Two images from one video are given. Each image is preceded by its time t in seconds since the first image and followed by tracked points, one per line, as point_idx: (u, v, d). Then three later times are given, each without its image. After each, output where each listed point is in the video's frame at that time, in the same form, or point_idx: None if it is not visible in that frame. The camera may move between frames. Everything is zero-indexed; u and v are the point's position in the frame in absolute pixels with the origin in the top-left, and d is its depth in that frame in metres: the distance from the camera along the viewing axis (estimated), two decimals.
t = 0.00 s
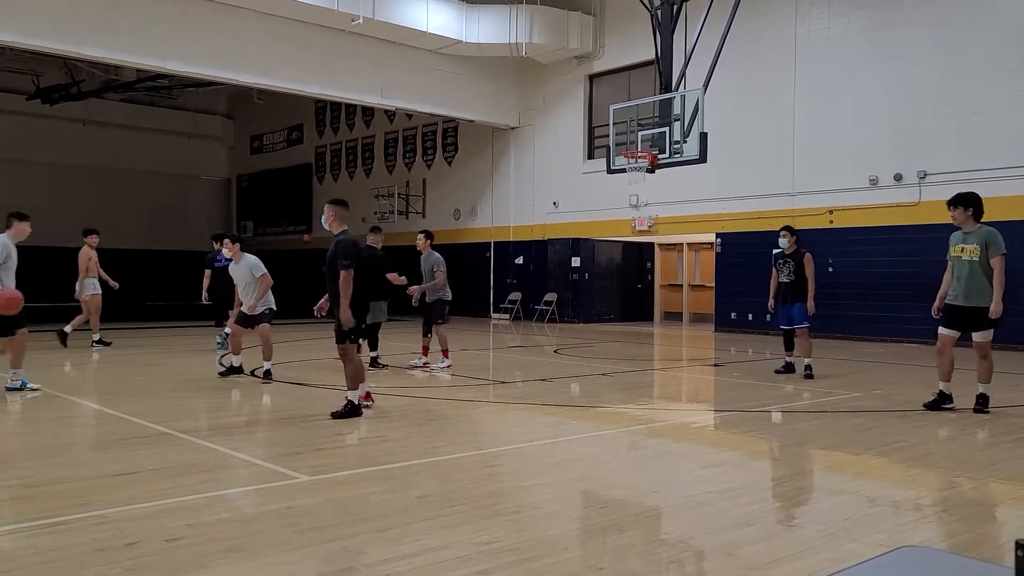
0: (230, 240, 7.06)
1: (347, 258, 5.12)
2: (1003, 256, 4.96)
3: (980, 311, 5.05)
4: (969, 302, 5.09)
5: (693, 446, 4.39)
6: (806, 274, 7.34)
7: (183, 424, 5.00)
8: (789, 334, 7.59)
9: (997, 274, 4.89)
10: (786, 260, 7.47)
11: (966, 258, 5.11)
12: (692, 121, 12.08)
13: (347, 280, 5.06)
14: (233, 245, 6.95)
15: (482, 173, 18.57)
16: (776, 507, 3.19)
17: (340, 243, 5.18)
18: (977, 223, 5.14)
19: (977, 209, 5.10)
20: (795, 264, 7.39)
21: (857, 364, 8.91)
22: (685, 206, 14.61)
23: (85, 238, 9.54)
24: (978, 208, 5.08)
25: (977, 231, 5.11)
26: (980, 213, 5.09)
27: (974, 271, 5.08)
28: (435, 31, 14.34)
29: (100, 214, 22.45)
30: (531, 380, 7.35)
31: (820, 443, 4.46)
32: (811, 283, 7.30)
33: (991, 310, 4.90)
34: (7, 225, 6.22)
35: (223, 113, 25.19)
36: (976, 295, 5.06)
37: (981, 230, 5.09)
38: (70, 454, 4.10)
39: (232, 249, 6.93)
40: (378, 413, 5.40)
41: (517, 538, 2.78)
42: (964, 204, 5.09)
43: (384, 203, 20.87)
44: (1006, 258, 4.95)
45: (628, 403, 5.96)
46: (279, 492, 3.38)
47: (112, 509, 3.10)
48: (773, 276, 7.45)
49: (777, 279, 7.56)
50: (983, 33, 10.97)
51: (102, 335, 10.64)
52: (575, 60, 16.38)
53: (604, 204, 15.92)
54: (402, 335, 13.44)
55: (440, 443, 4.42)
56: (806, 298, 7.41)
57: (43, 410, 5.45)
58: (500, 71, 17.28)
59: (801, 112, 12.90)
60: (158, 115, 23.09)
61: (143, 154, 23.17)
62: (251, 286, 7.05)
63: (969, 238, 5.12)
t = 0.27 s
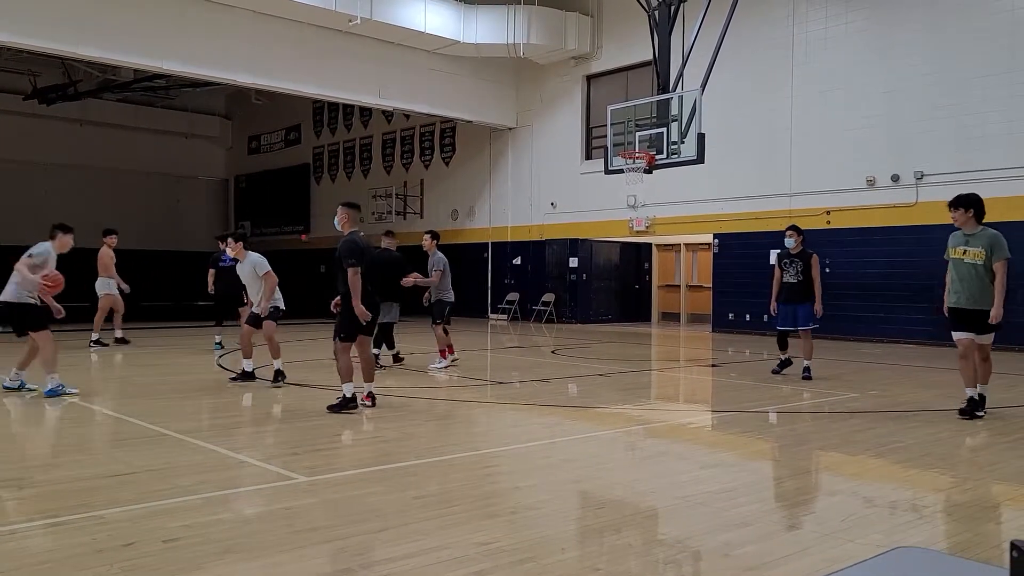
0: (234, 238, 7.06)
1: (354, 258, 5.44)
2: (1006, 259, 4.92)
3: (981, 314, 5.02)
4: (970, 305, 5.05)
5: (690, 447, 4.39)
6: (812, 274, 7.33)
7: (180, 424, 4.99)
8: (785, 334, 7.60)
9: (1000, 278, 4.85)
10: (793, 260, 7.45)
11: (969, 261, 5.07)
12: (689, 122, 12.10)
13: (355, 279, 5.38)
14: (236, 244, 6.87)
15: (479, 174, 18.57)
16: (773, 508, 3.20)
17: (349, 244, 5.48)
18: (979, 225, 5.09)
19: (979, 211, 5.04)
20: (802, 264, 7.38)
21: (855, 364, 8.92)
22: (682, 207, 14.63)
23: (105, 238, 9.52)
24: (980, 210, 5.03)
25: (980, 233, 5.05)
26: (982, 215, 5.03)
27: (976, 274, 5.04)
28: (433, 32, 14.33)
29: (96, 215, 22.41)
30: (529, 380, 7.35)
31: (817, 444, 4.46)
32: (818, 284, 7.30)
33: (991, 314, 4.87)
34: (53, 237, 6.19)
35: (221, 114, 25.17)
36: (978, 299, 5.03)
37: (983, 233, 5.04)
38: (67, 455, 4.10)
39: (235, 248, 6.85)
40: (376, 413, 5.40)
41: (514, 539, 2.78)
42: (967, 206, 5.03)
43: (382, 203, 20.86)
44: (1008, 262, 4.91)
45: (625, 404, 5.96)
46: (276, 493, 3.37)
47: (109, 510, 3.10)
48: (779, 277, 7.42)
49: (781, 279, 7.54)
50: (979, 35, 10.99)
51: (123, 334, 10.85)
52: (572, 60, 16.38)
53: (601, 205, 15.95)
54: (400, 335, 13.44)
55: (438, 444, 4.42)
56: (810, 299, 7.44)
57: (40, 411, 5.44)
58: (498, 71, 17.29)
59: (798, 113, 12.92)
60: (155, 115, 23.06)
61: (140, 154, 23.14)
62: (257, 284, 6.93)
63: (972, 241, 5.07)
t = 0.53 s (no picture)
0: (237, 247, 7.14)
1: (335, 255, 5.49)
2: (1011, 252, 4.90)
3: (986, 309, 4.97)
4: (976, 302, 4.99)
5: (689, 447, 4.38)
6: (813, 274, 7.32)
7: (177, 425, 4.97)
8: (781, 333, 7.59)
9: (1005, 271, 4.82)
10: (792, 259, 7.43)
11: (972, 257, 5.02)
12: (688, 122, 12.09)
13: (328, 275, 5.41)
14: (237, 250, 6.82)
15: (477, 173, 18.56)
16: (772, 508, 3.18)
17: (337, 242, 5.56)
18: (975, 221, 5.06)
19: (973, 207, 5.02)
20: (802, 264, 7.36)
21: (853, 364, 8.92)
22: (680, 207, 14.63)
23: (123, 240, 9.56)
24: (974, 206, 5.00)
25: (979, 229, 5.03)
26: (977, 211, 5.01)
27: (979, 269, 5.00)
28: (430, 31, 14.31)
29: (94, 214, 22.35)
30: (527, 380, 7.33)
31: (816, 445, 4.45)
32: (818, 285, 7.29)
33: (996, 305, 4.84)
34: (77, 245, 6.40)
35: (218, 113, 25.13)
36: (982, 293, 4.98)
37: (984, 228, 5.02)
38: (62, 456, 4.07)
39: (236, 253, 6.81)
40: (374, 414, 5.38)
41: (512, 540, 2.77)
42: (961, 203, 5.00)
43: (380, 203, 20.84)
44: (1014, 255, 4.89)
45: (623, 404, 5.95)
46: (274, 493, 3.36)
47: (105, 511, 3.08)
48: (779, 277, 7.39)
49: (781, 279, 7.51)
50: (977, 35, 11.00)
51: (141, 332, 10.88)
52: (570, 60, 16.37)
53: (598, 204, 15.95)
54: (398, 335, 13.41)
55: (436, 445, 4.41)
56: (811, 300, 7.43)
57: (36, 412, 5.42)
58: (496, 70, 17.27)
59: (796, 112, 12.92)
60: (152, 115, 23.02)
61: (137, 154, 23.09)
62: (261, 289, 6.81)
63: (973, 237, 5.04)
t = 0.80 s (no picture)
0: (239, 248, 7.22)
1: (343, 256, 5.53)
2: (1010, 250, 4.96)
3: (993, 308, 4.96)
4: (979, 300, 4.98)
5: (686, 448, 4.39)
6: (802, 276, 7.33)
7: (175, 425, 4.98)
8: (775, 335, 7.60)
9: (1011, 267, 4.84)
10: (781, 261, 7.45)
11: (972, 256, 5.02)
12: (685, 124, 12.11)
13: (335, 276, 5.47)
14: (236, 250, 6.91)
15: (475, 175, 18.57)
16: (768, 509, 3.20)
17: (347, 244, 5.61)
18: (969, 220, 5.10)
19: (967, 207, 5.06)
20: (791, 266, 7.38)
21: (850, 365, 8.94)
22: (678, 208, 14.66)
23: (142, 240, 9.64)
24: (968, 205, 5.04)
25: (976, 228, 5.06)
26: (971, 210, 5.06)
27: (981, 267, 4.99)
28: (428, 32, 14.33)
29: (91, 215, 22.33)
30: (524, 381, 7.34)
31: (811, 445, 4.47)
32: (807, 286, 7.30)
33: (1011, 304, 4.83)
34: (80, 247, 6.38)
35: (216, 114, 25.12)
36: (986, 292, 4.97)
37: (980, 227, 5.06)
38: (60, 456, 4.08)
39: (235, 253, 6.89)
40: (371, 415, 5.40)
41: (509, 540, 2.78)
42: (957, 203, 5.02)
43: (377, 204, 20.84)
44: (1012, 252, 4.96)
45: (620, 405, 5.97)
46: (272, 493, 3.37)
47: (103, 511, 3.09)
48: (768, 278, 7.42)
49: (770, 280, 7.54)
50: (973, 37, 11.03)
51: (159, 331, 10.96)
52: (568, 61, 16.38)
53: (596, 206, 15.97)
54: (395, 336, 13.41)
55: (433, 445, 4.42)
56: (798, 302, 7.45)
57: (33, 412, 5.42)
58: (494, 72, 17.28)
59: (793, 114, 12.95)
60: (150, 116, 23.01)
61: (134, 154, 23.08)
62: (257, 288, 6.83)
63: (971, 236, 5.05)
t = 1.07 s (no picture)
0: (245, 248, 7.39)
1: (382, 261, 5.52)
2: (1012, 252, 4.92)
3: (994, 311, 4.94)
4: (978, 304, 4.98)
5: (683, 448, 4.40)
6: (791, 275, 7.29)
7: (173, 426, 4.98)
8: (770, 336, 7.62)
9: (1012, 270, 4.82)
10: (772, 260, 7.45)
11: (972, 258, 5.00)
12: (682, 125, 12.12)
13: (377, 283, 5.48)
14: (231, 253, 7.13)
15: (473, 175, 18.58)
16: (766, 510, 3.20)
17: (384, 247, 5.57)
18: (973, 221, 5.09)
19: (971, 208, 5.05)
20: (781, 264, 7.37)
21: (847, 366, 8.95)
22: (676, 208, 14.67)
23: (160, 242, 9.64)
24: (972, 206, 5.03)
25: (978, 229, 5.04)
26: (974, 211, 5.04)
27: (982, 270, 4.98)
28: (426, 33, 14.32)
29: (88, 215, 22.30)
30: (522, 382, 7.35)
31: (809, 446, 4.47)
32: (795, 284, 7.25)
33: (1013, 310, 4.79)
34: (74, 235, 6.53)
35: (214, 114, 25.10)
36: (987, 295, 4.96)
37: (982, 228, 5.04)
38: (58, 457, 4.07)
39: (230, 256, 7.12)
40: (369, 415, 5.39)
41: (507, 541, 2.78)
42: (960, 204, 5.02)
43: (375, 204, 20.83)
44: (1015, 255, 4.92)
45: (618, 405, 5.97)
46: (270, 494, 3.37)
47: (101, 512, 3.08)
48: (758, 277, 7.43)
49: (762, 280, 7.53)
50: (970, 39, 11.05)
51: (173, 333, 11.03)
52: (566, 62, 16.39)
53: (595, 207, 15.98)
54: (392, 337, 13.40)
55: (431, 446, 4.42)
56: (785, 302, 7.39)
57: (31, 413, 5.42)
58: (492, 72, 17.29)
59: (789, 115, 12.97)
60: (148, 116, 23.00)
61: (132, 155, 23.06)
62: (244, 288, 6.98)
63: (972, 237, 5.03)
